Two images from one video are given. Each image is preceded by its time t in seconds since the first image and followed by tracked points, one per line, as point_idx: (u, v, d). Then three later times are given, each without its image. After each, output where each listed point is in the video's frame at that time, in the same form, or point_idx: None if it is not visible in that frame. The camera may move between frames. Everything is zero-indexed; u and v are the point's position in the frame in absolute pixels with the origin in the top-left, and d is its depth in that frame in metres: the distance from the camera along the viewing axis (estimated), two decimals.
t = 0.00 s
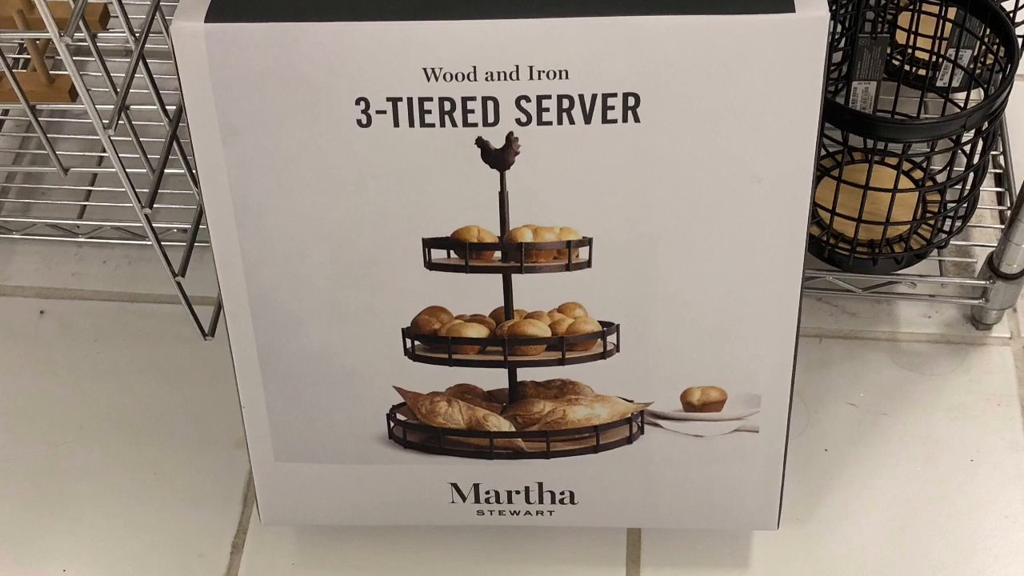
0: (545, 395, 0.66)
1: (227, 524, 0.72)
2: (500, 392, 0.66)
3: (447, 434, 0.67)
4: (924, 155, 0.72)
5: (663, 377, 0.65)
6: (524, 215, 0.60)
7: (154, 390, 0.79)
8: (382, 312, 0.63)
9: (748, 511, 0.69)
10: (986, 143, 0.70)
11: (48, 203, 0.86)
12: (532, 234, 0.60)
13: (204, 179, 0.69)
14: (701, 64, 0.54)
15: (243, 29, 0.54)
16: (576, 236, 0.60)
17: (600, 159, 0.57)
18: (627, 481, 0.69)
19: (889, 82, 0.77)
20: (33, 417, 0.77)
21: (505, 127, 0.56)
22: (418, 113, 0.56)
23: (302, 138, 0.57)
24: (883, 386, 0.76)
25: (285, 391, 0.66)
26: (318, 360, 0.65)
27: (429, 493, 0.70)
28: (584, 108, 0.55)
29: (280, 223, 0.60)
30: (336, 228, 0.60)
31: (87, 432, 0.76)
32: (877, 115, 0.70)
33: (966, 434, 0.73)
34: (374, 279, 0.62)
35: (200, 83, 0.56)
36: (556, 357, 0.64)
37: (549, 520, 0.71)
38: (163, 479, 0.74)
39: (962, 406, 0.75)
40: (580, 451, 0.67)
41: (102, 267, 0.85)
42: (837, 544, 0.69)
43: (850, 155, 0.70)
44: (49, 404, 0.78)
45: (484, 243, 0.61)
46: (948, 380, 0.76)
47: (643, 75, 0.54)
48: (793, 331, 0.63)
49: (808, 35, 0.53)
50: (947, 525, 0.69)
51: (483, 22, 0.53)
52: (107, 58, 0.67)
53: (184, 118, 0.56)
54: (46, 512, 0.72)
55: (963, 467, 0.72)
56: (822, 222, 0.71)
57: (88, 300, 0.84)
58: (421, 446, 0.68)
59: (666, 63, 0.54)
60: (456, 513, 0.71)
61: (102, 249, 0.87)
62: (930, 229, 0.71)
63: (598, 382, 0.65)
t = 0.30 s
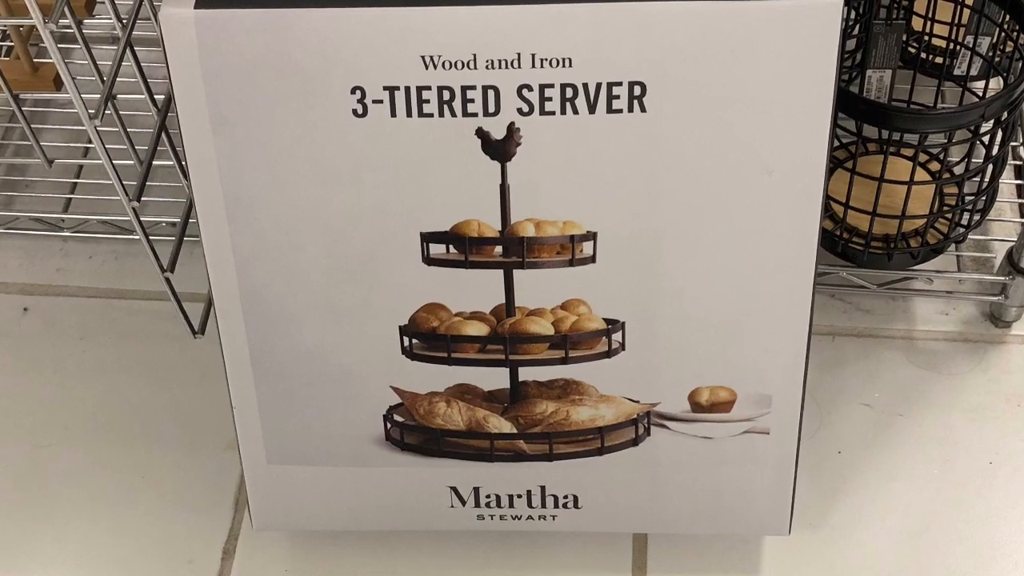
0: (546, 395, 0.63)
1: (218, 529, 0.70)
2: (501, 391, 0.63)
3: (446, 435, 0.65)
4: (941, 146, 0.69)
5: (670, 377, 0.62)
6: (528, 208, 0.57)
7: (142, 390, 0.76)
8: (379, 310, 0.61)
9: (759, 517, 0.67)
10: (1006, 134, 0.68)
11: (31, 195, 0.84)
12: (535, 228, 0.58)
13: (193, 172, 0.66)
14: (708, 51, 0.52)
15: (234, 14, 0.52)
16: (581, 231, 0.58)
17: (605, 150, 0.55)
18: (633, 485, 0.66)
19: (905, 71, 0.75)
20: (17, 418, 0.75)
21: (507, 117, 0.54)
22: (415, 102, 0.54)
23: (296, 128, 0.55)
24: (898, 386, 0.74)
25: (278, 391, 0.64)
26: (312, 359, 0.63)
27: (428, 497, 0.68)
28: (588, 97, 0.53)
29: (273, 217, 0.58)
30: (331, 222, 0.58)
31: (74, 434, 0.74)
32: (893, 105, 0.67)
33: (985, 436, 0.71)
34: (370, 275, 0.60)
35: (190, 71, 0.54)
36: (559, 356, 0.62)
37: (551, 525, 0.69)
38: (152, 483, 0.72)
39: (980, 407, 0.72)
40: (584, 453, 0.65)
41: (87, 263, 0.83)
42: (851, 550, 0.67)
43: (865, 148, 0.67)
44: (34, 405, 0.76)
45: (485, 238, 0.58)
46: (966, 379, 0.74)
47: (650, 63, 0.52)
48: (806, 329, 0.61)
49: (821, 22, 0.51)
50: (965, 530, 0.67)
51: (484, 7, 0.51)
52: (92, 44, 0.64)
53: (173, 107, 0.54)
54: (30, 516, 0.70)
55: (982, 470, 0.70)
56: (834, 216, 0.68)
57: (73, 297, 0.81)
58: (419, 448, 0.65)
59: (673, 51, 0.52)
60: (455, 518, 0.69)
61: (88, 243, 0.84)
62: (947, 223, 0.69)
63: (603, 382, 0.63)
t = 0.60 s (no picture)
0: (548, 396, 0.61)
1: (208, 535, 0.68)
2: (501, 392, 0.61)
3: (445, 437, 0.63)
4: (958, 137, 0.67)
5: (678, 377, 0.60)
6: (530, 200, 0.55)
7: (130, 391, 0.74)
8: (376, 307, 0.59)
9: (769, 522, 0.65)
10: None
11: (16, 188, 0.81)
12: (537, 222, 0.56)
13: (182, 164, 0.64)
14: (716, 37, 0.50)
15: None
16: (585, 225, 0.56)
17: (611, 141, 0.53)
18: (639, 489, 0.64)
19: (921, 59, 0.73)
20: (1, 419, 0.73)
21: (507, 107, 0.52)
22: (413, 92, 0.52)
23: (291, 119, 0.53)
24: (913, 386, 0.71)
25: (271, 392, 0.62)
26: (306, 358, 0.61)
27: (426, 501, 0.65)
28: (592, 87, 0.52)
29: (266, 210, 0.56)
30: (325, 216, 0.56)
31: (59, 435, 0.72)
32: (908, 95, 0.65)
33: (1003, 438, 0.69)
34: (366, 271, 0.58)
35: (181, 58, 0.52)
36: (562, 355, 0.59)
37: (554, 529, 0.66)
38: (140, 486, 0.70)
39: (999, 408, 0.70)
40: (588, 455, 0.63)
41: (73, 258, 0.81)
42: (865, 557, 0.65)
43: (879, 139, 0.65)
44: (18, 405, 0.74)
45: (486, 233, 0.56)
46: (983, 379, 0.71)
47: (655, 50, 0.50)
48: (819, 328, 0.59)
49: (834, 7, 0.49)
50: (984, 536, 0.65)
51: None
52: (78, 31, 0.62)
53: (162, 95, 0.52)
54: (13, 520, 0.68)
55: (1000, 473, 0.67)
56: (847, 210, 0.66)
57: (58, 293, 0.79)
58: (417, 451, 0.63)
59: (679, 37, 0.50)
60: (455, 522, 0.66)
61: (73, 238, 0.82)
62: (965, 216, 0.67)
63: (608, 382, 0.60)
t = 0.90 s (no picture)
0: (550, 396, 0.59)
1: (199, 539, 0.66)
2: (503, 391, 0.59)
3: (445, 438, 0.60)
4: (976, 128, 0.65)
5: (685, 376, 0.58)
6: (533, 193, 0.53)
7: (118, 391, 0.72)
8: (372, 304, 0.57)
9: (781, 527, 0.62)
10: None
11: None
12: (539, 216, 0.53)
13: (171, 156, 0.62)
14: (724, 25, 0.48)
15: None
16: (590, 218, 0.53)
17: (617, 132, 0.51)
18: (645, 492, 0.62)
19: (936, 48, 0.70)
20: None
21: (509, 97, 0.50)
22: (411, 82, 0.50)
23: (284, 109, 0.51)
24: (928, 386, 0.69)
25: (264, 392, 0.60)
26: (301, 357, 0.58)
27: (425, 505, 0.63)
28: (596, 76, 0.50)
29: (258, 204, 0.54)
30: (319, 211, 0.54)
31: (45, 436, 0.70)
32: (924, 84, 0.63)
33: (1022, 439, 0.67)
34: (362, 267, 0.55)
35: (170, 46, 0.50)
36: (566, 354, 0.57)
37: (556, 534, 0.64)
38: (128, 490, 0.68)
39: (1018, 409, 0.68)
40: (592, 457, 0.60)
41: (59, 254, 0.79)
42: (880, 562, 0.62)
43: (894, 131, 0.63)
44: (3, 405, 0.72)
45: (486, 227, 0.54)
46: (1001, 378, 0.69)
47: (661, 38, 0.48)
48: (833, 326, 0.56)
49: None
50: (1003, 541, 0.63)
51: None
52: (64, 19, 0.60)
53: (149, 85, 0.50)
54: None
55: (1020, 476, 0.65)
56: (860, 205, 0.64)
57: (44, 290, 0.77)
58: (415, 453, 0.61)
59: (686, 24, 0.48)
60: (455, 527, 0.64)
61: (59, 232, 0.80)
62: (982, 210, 0.65)
63: (613, 381, 0.58)
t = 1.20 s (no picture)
0: (553, 396, 0.57)
1: (190, 544, 0.64)
2: (504, 391, 0.57)
3: (445, 440, 0.58)
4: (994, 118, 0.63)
5: (693, 376, 0.56)
6: (536, 186, 0.51)
7: (106, 391, 0.70)
8: (369, 301, 0.55)
9: (792, 532, 0.60)
10: None
11: None
12: (541, 210, 0.51)
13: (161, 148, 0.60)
14: (735, 11, 0.46)
15: None
16: (594, 213, 0.51)
17: (623, 123, 0.49)
18: (651, 496, 0.60)
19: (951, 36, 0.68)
20: None
21: (509, 86, 0.48)
22: (409, 71, 0.48)
23: (276, 99, 0.49)
24: (943, 385, 0.68)
25: (257, 392, 0.58)
26: (295, 356, 0.56)
27: (424, 509, 0.61)
28: (601, 65, 0.48)
29: (250, 198, 0.52)
30: (314, 205, 0.52)
31: (31, 437, 0.68)
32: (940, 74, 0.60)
33: None
34: (358, 262, 0.53)
35: (159, 33, 0.48)
36: (569, 353, 0.55)
37: (559, 539, 0.62)
38: (116, 492, 0.66)
39: None
40: (596, 460, 0.58)
41: (45, 250, 0.77)
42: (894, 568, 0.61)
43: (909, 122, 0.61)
44: None
45: (486, 222, 0.52)
46: (1019, 378, 0.68)
47: (668, 25, 0.46)
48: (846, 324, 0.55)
49: None
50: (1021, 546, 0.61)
51: None
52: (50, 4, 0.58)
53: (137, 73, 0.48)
54: None
55: None
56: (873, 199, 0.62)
57: (28, 285, 0.76)
58: (413, 455, 0.59)
59: (694, 10, 0.46)
60: (455, 531, 0.62)
61: (44, 227, 0.79)
62: (999, 203, 0.63)
63: (618, 381, 0.56)
